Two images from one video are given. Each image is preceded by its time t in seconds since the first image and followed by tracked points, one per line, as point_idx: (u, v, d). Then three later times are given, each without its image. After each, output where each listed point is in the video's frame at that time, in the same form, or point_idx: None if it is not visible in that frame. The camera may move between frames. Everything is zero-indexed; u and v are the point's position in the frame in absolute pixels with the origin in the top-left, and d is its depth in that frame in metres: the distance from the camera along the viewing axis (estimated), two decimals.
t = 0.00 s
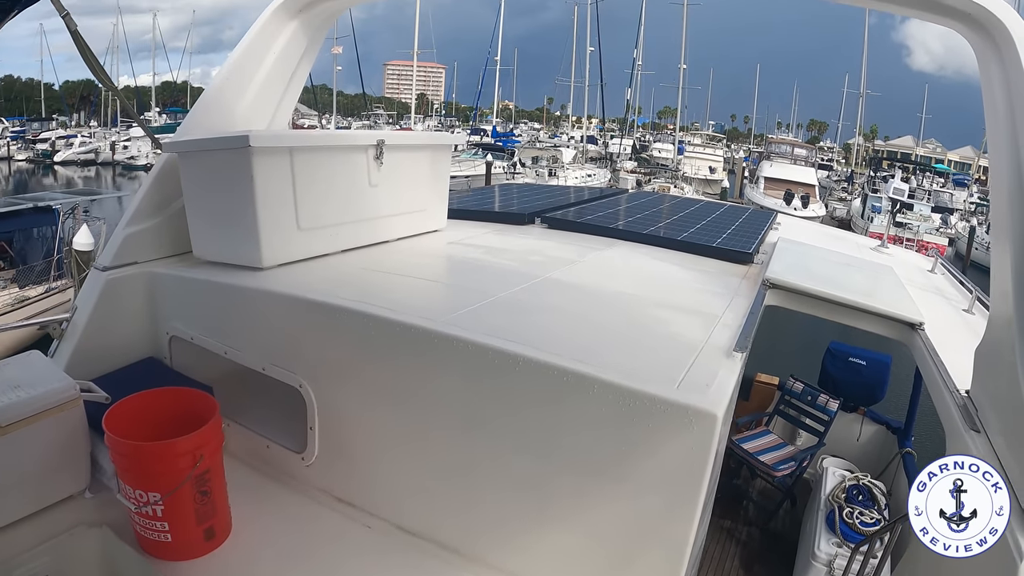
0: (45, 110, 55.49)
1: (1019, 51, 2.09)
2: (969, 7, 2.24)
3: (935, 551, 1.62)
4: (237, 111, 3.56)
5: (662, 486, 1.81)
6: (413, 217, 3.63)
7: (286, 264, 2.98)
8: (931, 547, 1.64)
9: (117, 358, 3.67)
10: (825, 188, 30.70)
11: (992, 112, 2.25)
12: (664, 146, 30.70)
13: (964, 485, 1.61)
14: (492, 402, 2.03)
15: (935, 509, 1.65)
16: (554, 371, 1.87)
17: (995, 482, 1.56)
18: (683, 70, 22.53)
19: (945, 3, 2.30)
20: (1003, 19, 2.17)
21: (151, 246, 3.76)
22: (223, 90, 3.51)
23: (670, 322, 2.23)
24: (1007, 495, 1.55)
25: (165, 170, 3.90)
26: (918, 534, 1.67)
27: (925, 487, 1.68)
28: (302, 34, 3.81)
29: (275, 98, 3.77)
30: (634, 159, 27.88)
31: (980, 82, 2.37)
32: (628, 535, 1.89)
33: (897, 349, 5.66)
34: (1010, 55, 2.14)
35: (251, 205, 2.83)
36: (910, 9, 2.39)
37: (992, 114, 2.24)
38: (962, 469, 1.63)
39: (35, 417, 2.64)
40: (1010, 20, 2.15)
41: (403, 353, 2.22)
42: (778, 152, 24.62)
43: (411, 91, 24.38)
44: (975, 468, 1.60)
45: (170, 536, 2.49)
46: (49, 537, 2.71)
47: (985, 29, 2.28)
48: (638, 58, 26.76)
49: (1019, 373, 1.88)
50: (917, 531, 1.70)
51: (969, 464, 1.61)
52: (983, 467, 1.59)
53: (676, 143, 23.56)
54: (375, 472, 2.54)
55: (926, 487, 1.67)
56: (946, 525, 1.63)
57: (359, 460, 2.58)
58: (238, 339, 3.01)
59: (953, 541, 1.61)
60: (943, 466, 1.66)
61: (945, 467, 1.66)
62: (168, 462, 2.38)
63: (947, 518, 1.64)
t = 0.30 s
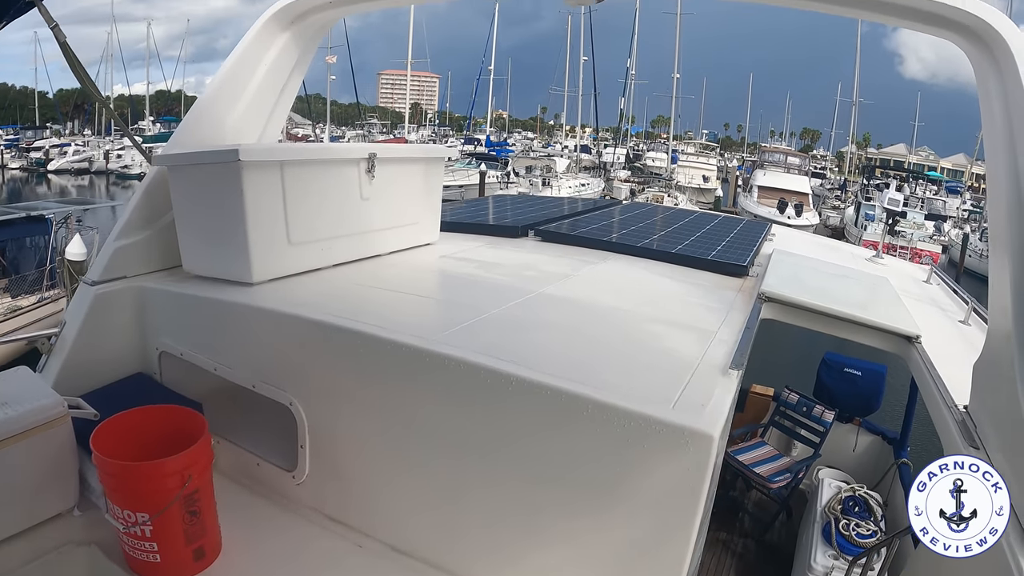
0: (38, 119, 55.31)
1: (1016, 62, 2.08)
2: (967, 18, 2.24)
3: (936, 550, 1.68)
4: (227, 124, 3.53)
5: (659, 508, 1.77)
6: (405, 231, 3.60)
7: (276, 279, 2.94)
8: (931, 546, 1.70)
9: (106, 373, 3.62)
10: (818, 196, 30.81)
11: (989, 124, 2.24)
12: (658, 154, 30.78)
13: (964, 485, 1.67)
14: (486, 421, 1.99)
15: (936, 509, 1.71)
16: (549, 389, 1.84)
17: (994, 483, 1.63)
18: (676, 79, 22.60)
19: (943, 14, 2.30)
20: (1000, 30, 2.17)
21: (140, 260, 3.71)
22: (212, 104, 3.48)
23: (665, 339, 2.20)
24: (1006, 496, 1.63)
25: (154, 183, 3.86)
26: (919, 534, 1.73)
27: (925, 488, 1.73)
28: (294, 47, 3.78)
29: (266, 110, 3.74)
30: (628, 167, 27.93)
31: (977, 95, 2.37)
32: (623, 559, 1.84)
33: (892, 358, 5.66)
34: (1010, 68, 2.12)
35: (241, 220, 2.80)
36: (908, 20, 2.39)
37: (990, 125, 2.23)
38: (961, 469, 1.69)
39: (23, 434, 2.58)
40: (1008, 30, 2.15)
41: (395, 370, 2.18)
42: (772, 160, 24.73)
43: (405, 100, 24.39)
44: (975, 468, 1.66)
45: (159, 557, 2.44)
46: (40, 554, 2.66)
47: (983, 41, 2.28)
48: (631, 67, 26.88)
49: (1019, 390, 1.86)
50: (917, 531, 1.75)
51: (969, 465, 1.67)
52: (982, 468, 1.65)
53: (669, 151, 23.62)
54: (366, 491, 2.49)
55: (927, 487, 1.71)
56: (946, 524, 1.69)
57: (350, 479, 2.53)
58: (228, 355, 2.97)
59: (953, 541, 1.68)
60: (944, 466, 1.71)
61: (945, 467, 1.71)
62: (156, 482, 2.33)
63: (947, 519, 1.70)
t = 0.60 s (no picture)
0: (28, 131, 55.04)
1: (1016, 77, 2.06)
2: (964, 33, 2.22)
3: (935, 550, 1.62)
4: (213, 140, 3.46)
5: (651, 540, 1.71)
6: (394, 248, 3.55)
7: (260, 300, 2.88)
8: (931, 546, 1.65)
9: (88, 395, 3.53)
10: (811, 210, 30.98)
11: (988, 139, 2.21)
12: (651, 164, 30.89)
13: (964, 485, 1.61)
14: (474, 449, 1.93)
15: (935, 508, 1.64)
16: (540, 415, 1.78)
17: (994, 482, 1.57)
18: (668, 90, 22.70)
19: (940, 28, 2.27)
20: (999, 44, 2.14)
21: (124, 279, 3.63)
22: (196, 120, 3.41)
23: (658, 361, 2.15)
24: (1007, 495, 1.56)
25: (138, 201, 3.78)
26: (918, 533, 1.67)
27: (925, 487, 1.67)
28: (280, 61, 3.71)
29: (252, 125, 3.67)
30: (620, 178, 28.00)
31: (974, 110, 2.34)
32: None
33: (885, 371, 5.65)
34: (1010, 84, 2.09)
35: (224, 240, 2.73)
36: (903, 34, 2.37)
37: (989, 140, 2.20)
38: (961, 469, 1.63)
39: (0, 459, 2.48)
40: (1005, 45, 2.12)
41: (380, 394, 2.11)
42: (763, 171, 24.85)
43: (397, 112, 24.38)
44: (974, 468, 1.60)
45: None
46: None
47: (980, 55, 2.26)
48: (623, 79, 27.01)
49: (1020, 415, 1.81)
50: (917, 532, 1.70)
51: (968, 464, 1.61)
52: (982, 467, 1.59)
53: (661, 162, 23.68)
54: (352, 517, 2.42)
55: (926, 487, 1.65)
56: (946, 524, 1.63)
57: (335, 506, 2.46)
58: (212, 378, 2.90)
59: (952, 540, 1.62)
60: (943, 466, 1.65)
61: (944, 467, 1.65)
62: (137, 511, 2.26)
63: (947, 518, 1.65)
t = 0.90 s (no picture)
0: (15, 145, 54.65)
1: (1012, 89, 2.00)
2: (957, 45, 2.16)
3: (936, 550, 1.62)
4: (194, 158, 3.39)
5: None
6: (379, 269, 3.49)
7: (241, 323, 2.81)
8: (930, 546, 1.64)
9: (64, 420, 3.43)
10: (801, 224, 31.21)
11: (984, 154, 2.15)
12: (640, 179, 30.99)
13: (964, 485, 1.59)
14: (459, 481, 1.85)
15: (935, 508, 1.64)
16: (528, 446, 1.72)
17: (994, 482, 1.56)
18: (656, 105, 22.86)
19: (934, 41, 2.22)
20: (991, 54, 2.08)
21: (102, 301, 3.53)
22: (177, 138, 3.34)
23: (648, 387, 2.09)
24: (1007, 495, 1.56)
25: (117, 221, 3.67)
26: (918, 534, 1.66)
27: (925, 488, 1.65)
28: (264, 78, 3.64)
29: (235, 143, 3.60)
30: (610, 193, 28.07)
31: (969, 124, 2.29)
32: None
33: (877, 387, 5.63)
34: (1006, 95, 2.02)
35: (203, 262, 2.66)
36: (897, 48, 2.33)
37: (985, 155, 2.13)
38: (961, 469, 1.61)
39: None
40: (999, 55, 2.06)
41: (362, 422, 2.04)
42: (752, 185, 25.01)
43: (386, 127, 24.36)
44: (975, 468, 1.58)
45: None
46: None
47: (976, 67, 2.20)
48: (612, 94, 27.20)
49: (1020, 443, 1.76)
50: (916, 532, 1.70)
51: (969, 464, 1.59)
52: (983, 467, 1.57)
53: (650, 176, 23.76)
54: (333, 550, 2.33)
55: (927, 487, 1.63)
56: (946, 524, 1.63)
57: (316, 538, 2.36)
58: (191, 404, 2.81)
59: (952, 540, 1.62)
60: (943, 466, 1.63)
61: (944, 467, 1.64)
62: (112, 544, 2.16)
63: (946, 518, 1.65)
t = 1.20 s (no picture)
0: None
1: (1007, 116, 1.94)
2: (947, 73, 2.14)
3: (937, 551, 1.63)
4: (164, 192, 3.29)
5: None
6: (356, 304, 3.41)
7: (208, 364, 2.69)
8: (932, 547, 1.65)
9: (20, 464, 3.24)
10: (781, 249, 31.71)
11: (977, 186, 2.12)
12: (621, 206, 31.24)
13: (964, 485, 1.59)
14: (433, 535, 1.75)
15: (936, 509, 1.64)
16: (510, 497, 1.62)
17: (994, 482, 1.56)
18: (636, 133, 23.19)
19: (925, 70, 2.20)
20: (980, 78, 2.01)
21: (70, 337, 3.32)
22: (144, 173, 3.23)
23: (634, 431, 2.02)
24: (1006, 495, 1.56)
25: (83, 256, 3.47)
26: (920, 534, 1.68)
27: (926, 488, 1.65)
28: (237, 108, 3.54)
29: (206, 177, 3.49)
30: (592, 219, 28.21)
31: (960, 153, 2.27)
32: None
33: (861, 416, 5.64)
34: (1000, 123, 1.99)
35: (170, 301, 2.55)
36: (887, 77, 2.31)
37: (979, 186, 2.10)
38: (962, 469, 1.61)
39: None
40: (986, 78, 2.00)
41: (334, 472, 1.93)
42: (731, 211, 25.33)
43: (368, 155, 24.38)
44: (974, 468, 1.58)
45: None
46: None
47: (968, 95, 2.16)
48: (593, 122, 27.57)
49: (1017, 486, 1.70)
50: (917, 532, 1.71)
51: (969, 464, 1.59)
52: (982, 467, 1.57)
53: (631, 203, 23.92)
54: None
55: (928, 488, 1.63)
56: (946, 525, 1.64)
57: None
58: (157, 449, 2.67)
59: (953, 541, 1.63)
60: (943, 466, 1.64)
61: (944, 467, 1.64)
62: None
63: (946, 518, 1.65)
